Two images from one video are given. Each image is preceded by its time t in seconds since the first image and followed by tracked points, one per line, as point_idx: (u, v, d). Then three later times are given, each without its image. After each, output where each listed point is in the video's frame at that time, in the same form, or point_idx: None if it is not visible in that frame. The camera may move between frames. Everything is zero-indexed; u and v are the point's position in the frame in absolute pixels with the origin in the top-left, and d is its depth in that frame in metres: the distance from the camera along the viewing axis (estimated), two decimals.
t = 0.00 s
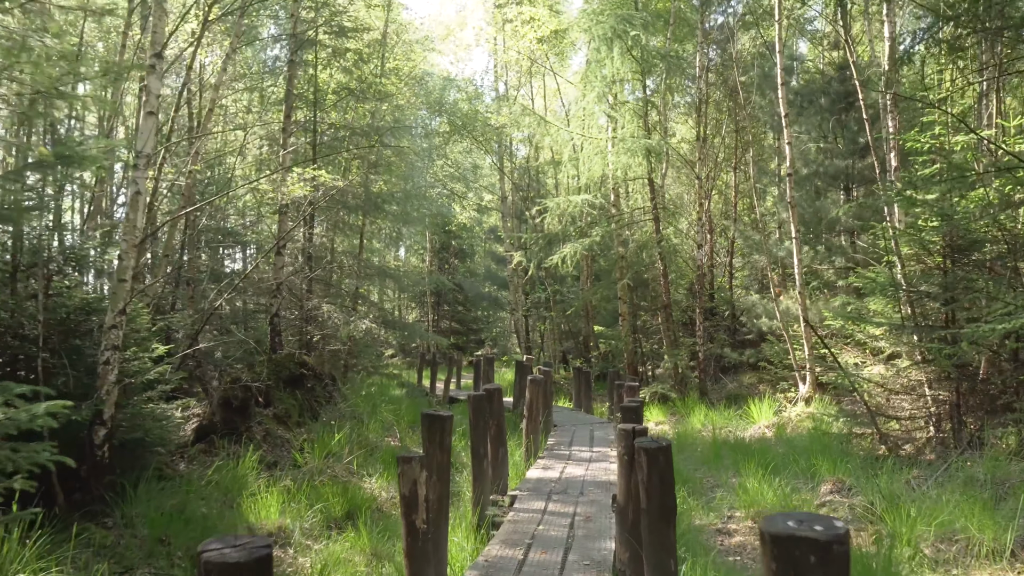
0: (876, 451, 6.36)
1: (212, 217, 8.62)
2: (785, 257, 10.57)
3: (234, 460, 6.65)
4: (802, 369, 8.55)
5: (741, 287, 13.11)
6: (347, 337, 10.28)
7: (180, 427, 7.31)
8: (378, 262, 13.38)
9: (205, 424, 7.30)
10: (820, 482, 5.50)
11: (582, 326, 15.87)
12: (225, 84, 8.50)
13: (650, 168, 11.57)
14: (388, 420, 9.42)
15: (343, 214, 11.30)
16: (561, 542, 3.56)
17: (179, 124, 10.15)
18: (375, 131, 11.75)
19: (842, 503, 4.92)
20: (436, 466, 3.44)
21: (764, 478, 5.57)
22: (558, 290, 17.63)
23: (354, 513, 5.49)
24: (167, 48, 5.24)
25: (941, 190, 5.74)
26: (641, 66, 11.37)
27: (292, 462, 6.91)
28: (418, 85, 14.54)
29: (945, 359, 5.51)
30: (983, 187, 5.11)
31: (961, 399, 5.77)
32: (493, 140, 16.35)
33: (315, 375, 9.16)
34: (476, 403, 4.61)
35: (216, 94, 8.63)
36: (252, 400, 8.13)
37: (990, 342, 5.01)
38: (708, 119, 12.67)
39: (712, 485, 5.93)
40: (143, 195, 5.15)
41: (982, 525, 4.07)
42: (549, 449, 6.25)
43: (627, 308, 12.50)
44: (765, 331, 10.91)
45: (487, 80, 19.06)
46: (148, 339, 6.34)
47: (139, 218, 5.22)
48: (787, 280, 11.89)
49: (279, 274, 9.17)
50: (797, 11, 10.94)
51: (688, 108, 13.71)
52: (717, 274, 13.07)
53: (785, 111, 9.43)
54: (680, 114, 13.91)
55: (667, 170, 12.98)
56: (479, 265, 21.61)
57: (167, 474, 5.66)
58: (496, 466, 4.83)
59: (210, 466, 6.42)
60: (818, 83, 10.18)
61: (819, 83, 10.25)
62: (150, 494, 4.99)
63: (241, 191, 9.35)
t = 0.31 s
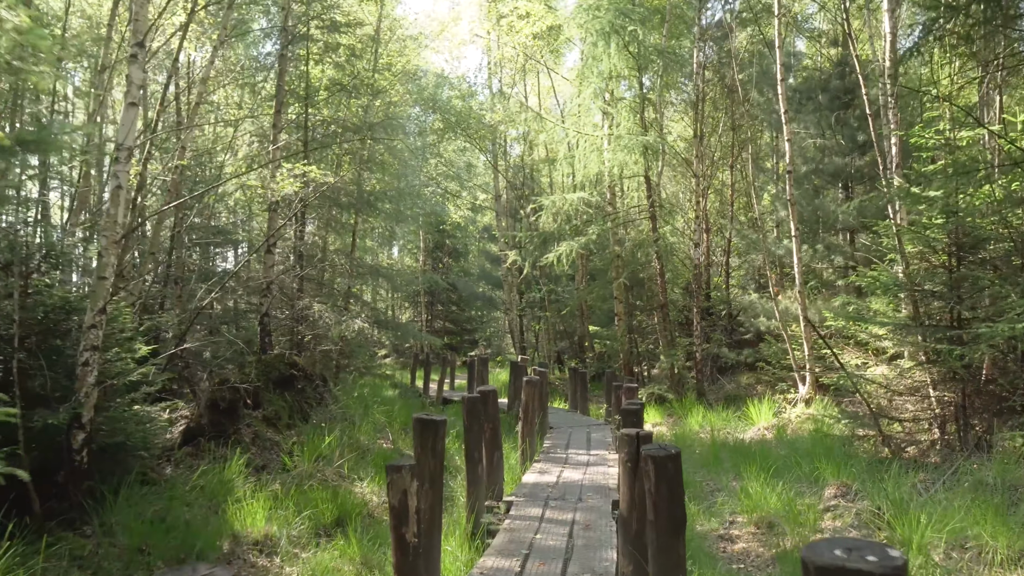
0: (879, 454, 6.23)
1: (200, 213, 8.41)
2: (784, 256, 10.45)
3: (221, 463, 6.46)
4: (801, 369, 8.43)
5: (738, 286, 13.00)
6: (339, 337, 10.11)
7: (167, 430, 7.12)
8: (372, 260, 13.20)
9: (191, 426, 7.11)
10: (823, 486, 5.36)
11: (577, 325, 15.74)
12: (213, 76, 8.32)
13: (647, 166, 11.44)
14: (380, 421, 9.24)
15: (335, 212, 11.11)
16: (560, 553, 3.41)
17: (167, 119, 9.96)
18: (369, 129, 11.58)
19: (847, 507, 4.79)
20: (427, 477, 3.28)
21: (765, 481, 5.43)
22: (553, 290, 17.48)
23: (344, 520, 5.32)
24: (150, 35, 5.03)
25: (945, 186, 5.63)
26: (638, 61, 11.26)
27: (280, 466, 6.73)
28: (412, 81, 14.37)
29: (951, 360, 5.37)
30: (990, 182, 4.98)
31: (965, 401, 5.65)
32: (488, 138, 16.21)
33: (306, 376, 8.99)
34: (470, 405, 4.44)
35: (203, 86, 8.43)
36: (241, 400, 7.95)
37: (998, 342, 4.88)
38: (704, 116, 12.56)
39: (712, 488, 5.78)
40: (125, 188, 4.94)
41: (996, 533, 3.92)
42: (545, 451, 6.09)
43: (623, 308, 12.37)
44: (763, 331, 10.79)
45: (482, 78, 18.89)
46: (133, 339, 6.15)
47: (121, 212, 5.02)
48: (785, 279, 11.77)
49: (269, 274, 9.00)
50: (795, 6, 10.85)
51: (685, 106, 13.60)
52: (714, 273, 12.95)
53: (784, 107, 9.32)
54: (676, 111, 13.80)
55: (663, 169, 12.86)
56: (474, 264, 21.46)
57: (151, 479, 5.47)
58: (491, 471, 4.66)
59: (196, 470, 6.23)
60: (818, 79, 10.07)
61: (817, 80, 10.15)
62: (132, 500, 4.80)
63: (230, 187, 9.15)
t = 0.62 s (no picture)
0: (881, 456, 6.07)
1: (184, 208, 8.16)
2: (780, 254, 10.30)
3: (203, 467, 6.23)
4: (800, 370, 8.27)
5: (734, 286, 12.85)
6: (328, 338, 9.88)
7: (148, 433, 6.88)
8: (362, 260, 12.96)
9: (173, 429, 6.87)
10: (827, 490, 5.19)
11: (571, 326, 15.55)
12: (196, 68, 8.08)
13: (642, 164, 11.27)
14: (370, 423, 9.01)
15: (324, 210, 10.87)
16: (558, 565, 3.22)
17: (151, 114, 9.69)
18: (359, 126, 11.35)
19: (853, 513, 4.62)
20: (413, 488, 3.12)
21: (767, 486, 5.24)
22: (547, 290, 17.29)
23: (329, 528, 5.09)
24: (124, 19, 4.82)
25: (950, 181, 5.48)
26: (633, 57, 11.10)
27: (266, 470, 6.50)
28: (403, 78, 14.15)
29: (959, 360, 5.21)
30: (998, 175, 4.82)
31: (971, 402, 5.49)
32: (481, 136, 16.00)
33: (294, 376, 8.73)
34: (462, 407, 4.23)
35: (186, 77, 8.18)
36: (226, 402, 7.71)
37: (1008, 341, 4.71)
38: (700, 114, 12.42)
39: (712, 493, 5.60)
40: (97, 180, 4.73)
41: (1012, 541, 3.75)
42: (539, 454, 5.89)
43: (618, 308, 12.19)
44: (760, 331, 10.63)
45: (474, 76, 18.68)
46: (110, 338, 5.91)
47: (94, 206, 4.80)
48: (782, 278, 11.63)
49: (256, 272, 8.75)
50: (791, 3, 10.72)
51: (680, 104, 13.45)
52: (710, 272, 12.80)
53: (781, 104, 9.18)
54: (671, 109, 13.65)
55: (658, 167, 12.70)
56: (466, 265, 21.24)
57: (129, 484, 5.24)
58: (484, 476, 4.46)
59: (177, 474, 6.00)
60: (815, 76, 9.93)
61: (814, 76, 10.02)
62: (106, 508, 4.57)
63: (216, 183, 8.91)
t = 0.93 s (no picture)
0: (883, 459, 5.93)
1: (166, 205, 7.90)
2: (776, 253, 10.17)
3: (184, 473, 5.99)
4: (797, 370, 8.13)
5: (728, 285, 12.72)
6: (316, 338, 9.64)
7: (129, 436, 6.72)
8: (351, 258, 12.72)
9: (153, 433, 6.62)
10: (830, 495, 5.04)
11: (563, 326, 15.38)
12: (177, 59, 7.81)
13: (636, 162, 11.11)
14: (359, 426, 8.79)
15: (312, 207, 10.62)
16: None
17: (133, 108, 9.42)
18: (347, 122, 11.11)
19: (858, 519, 4.47)
20: (400, 500, 3.02)
21: (768, 490, 5.09)
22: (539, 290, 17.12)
23: (314, 537, 4.87)
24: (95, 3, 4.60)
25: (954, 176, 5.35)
26: (626, 53, 10.92)
27: (249, 476, 6.28)
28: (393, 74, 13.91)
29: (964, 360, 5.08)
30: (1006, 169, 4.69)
31: (976, 403, 5.36)
32: (472, 134, 15.79)
33: (281, 377, 8.44)
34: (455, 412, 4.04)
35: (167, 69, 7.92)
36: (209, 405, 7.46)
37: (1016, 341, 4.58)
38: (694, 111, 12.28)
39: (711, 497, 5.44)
40: (68, 172, 4.50)
41: None
42: (533, 458, 5.70)
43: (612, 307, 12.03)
44: (756, 330, 10.50)
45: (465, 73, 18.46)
46: (85, 339, 5.66)
47: (65, 199, 4.57)
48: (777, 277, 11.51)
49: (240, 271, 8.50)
50: None
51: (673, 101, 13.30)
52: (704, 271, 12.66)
53: (777, 100, 9.05)
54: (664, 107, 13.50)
55: (652, 165, 12.55)
56: (457, 264, 21.02)
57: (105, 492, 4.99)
58: (476, 484, 4.28)
59: (156, 480, 5.76)
60: (811, 73, 9.81)
61: (810, 73, 9.90)
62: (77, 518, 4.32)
63: (200, 179, 8.66)
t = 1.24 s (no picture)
0: (884, 461, 5.81)
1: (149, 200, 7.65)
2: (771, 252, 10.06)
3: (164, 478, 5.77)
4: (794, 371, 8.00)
5: (722, 285, 12.60)
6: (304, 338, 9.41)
7: (111, 439, 6.37)
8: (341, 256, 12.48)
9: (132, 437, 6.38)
10: (833, 500, 4.90)
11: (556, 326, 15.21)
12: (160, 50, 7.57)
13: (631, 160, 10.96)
14: (348, 428, 8.58)
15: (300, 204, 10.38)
16: None
17: (116, 103, 9.18)
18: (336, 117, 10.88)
19: (863, 525, 4.35)
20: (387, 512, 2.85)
21: (770, 494, 4.94)
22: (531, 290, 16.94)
23: (299, 546, 4.68)
24: None
25: (959, 173, 5.22)
26: (621, 49, 10.76)
27: (233, 481, 6.06)
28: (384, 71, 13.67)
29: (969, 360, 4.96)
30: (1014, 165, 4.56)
31: (980, 404, 5.24)
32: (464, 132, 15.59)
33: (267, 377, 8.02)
34: (447, 417, 3.84)
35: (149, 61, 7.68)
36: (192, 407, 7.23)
37: None
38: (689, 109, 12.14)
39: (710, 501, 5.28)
40: (41, 162, 4.27)
41: None
42: (527, 462, 5.52)
43: (606, 307, 11.87)
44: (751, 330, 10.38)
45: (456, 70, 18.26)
46: (61, 339, 5.42)
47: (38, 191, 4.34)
48: (772, 277, 11.42)
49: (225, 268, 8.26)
50: None
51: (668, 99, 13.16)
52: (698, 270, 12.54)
53: (774, 98, 8.94)
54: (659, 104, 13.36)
55: (646, 163, 12.41)
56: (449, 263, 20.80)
57: (80, 498, 4.76)
58: (469, 491, 4.10)
59: (135, 485, 5.54)
60: (807, 70, 9.69)
61: (806, 70, 9.80)
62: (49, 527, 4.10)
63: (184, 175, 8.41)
